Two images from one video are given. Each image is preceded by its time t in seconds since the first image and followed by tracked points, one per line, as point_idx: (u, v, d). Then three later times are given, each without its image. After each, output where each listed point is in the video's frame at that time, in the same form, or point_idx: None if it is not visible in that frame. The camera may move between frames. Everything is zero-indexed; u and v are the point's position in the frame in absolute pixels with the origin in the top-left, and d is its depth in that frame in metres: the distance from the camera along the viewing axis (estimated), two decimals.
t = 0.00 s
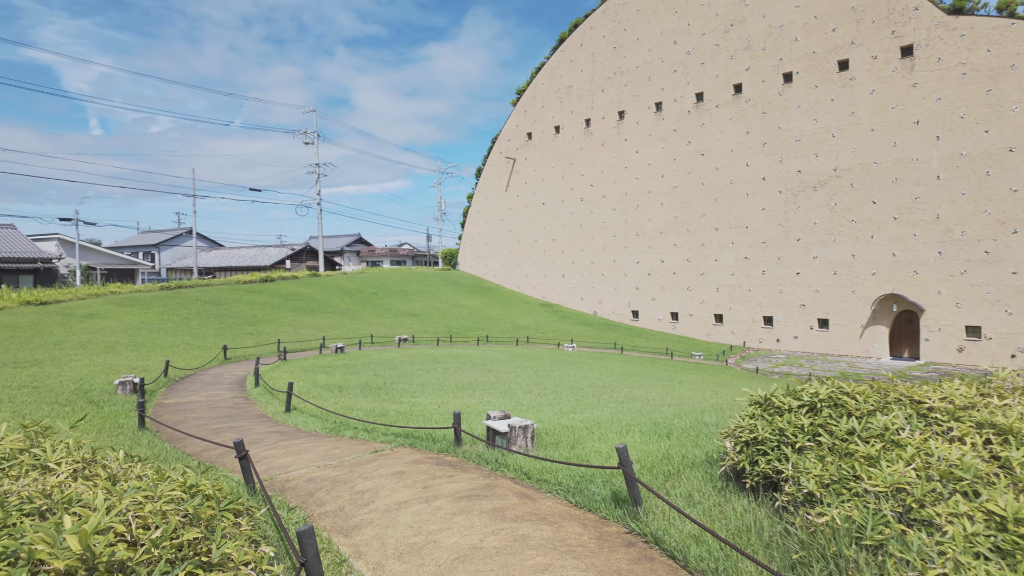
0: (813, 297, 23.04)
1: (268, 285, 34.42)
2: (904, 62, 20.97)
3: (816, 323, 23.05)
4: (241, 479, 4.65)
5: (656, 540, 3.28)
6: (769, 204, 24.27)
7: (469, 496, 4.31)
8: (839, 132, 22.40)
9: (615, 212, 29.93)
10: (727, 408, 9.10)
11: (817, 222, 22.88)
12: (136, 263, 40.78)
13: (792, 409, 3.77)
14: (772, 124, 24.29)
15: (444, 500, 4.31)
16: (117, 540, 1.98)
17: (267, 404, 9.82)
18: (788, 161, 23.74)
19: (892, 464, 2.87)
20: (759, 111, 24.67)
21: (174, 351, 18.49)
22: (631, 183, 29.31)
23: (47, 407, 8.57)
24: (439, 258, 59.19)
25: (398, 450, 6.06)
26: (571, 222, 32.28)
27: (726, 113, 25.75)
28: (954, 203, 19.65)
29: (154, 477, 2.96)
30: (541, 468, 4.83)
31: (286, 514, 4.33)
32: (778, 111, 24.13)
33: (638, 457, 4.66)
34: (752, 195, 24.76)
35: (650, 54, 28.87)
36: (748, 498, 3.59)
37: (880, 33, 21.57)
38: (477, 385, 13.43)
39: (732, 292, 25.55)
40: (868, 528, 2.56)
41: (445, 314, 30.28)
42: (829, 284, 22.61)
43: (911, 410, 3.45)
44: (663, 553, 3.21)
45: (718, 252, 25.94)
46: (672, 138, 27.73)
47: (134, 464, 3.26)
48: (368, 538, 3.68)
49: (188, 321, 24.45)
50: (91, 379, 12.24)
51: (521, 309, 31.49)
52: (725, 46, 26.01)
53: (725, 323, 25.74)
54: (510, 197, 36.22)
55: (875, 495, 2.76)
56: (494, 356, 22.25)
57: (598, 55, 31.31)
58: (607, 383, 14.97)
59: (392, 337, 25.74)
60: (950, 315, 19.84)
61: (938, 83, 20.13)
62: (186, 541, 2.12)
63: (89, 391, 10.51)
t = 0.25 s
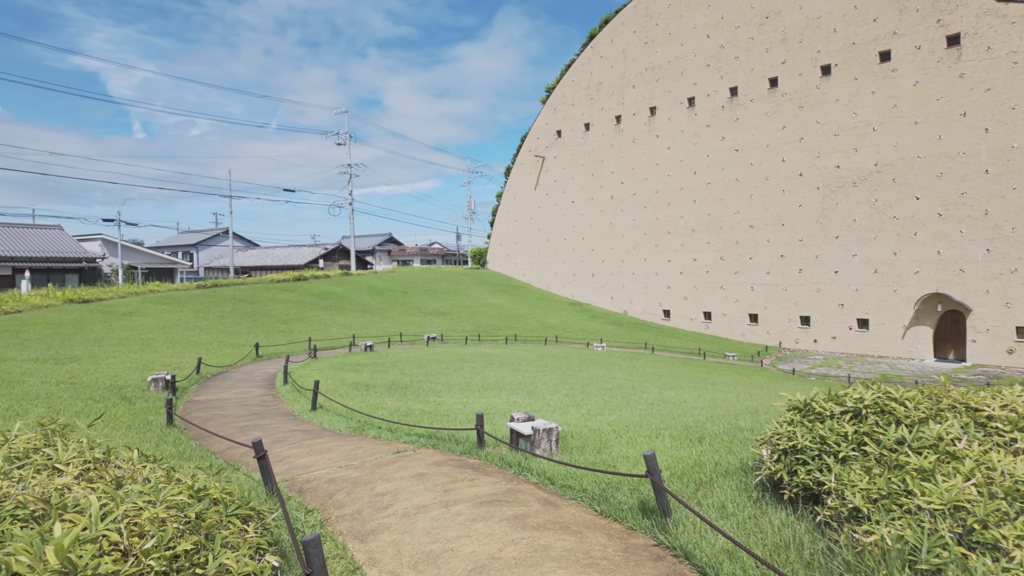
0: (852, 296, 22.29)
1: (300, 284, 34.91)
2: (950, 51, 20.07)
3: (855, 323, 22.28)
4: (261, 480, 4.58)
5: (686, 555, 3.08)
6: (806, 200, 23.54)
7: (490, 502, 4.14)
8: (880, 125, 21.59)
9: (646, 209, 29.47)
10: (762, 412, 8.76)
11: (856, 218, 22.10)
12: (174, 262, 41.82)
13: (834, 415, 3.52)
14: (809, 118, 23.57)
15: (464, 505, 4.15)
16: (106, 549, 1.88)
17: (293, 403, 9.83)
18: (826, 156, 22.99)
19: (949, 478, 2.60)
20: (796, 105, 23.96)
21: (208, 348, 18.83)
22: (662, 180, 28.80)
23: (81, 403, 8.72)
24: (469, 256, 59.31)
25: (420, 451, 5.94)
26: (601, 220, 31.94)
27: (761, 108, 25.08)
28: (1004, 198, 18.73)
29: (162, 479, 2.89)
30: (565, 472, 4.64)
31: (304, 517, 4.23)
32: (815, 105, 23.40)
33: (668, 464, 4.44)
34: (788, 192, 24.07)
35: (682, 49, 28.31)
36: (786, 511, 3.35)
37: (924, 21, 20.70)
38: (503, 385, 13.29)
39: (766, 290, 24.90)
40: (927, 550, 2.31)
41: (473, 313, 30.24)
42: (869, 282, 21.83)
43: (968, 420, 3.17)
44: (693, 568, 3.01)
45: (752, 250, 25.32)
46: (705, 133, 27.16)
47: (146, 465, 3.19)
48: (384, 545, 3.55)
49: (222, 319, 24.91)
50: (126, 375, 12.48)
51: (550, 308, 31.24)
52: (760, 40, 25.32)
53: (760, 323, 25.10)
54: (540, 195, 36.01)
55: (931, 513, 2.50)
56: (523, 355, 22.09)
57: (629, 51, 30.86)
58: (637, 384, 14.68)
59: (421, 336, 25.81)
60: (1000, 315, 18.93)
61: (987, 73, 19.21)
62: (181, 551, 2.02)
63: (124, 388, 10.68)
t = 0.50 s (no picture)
0: (895, 294, 21.45)
1: (333, 281, 35.34)
2: (1002, 38, 19.10)
3: (898, 322, 21.43)
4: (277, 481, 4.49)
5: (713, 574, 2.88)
6: (846, 195, 22.74)
7: (510, 508, 3.97)
8: (925, 117, 20.69)
9: (678, 205, 28.93)
10: (799, 415, 8.39)
11: (899, 214, 21.25)
12: (212, 260, 42.83)
13: (877, 424, 3.25)
14: (849, 110, 22.74)
15: (482, 511, 3.97)
16: (89, 565, 1.79)
17: (320, 400, 9.85)
18: (867, 149, 22.15)
19: (1010, 501, 2.34)
20: (835, 97, 23.15)
21: (242, 345, 19.15)
22: (695, 175, 28.21)
23: (115, 399, 8.88)
24: (499, 254, 59.31)
25: (442, 453, 5.82)
26: (632, 217, 31.49)
27: (798, 100, 24.32)
28: None
29: (167, 483, 2.83)
30: (588, 479, 4.45)
31: (319, 521, 4.10)
32: (855, 97, 22.56)
33: (697, 472, 4.22)
34: (827, 186, 23.28)
35: (715, 41, 27.65)
36: (824, 528, 3.10)
37: (974, 7, 19.73)
38: (531, 384, 13.13)
39: (804, 288, 24.16)
40: None
41: (503, 311, 30.14)
42: (913, 280, 20.97)
43: None
44: None
45: (789, 247, 24.60)
46: (740, 128, 26.48)
47: (156, 467, 3.14)
48: (397, 554, 3.43)
49: (257, 316, 25.37)
50: (162, 372, 12.74)
51: (581, 306, 30.93)
52: (798, 30, 24.53)
53: (798, 322, 24.38)
54: (570, 192, 35.69)
55: (990, 538, 2.25)
56: (552, 354, 21.90)
57: (661, 45, 30.30)
58: (668, 385, 14.34)
59: (450, 334, 25.82)
60: None
61: None
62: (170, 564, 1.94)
63: (158, 384, 10.87)
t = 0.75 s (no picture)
0: (952, 292, 20.40)
1: (372, 278, 35.79)
2: None
3: (955, 321, 20.38)
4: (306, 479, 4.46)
5: None
6: (898, 188, 21.72)
7: (539, 515, 3.83)
8: (986, 105, 19.56)
9: (721, 200, 28.20)
10: (847, 420, 7.99)
11: (957, 207, 20.18)
12: (257, 257, 43.95)
13: (938, 436, 2.98)
14: (902, 99, 21.70)
15: (511, 517, 3.84)
16: None
17: (355, 397, 9.90)
18: (922, 140, 21.10)
19: None
20: (887, 85, 22.12)
21: (284, 341, 19.53)
22: (739, 169, 27.43)
23: (159, 394, 9.09)
24: (537, 250, 59.16)
25: (473, 454, 5.73)
26: (673, 212, 30.85)
27: (848, 90, 23.34)
28: None
29: (189, 485, 2.80)
30: (621, 485, 4.28)
31: (345, 522, 4.03)
32: (909, 85, 21.51)
33: (738, 482, 4.00)
34: (878, 179, 22.29)
35: (760, 31, 26.78)
36: (877, 548, 2.86)
37: None
38: (566, 382, 12.95)
39: (853, 285, 23.23)
40: None
41: (540, 308, 29.97)
42: (972, 277, 19.90)
43: None
44: None
45: (837, 243, 23.69)
46: (786, 119, 25.60)
47: (181, 467, 3.13)
48: (420, 560, 3.34)
49: (299, 312, 25.87)
50: (205, 366, 13.04)
51: (620, 303, 30.49)
52: (847, 17, 23.52)
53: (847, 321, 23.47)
54: (608, 187, 35.22)
55: None
56: (589, 352, 21.63)
57: (703, 36, 29.54)
58: (708, 385, 13.95)
59: (487, 331, 25.81)
60: None
61: None
62: None
63: (201, 378, 11.13)
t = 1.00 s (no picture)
0: (1014, 288, 19.27)
1: (411, 272, 36.08)
2: None
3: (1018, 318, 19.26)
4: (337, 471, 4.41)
5: None
6: (956, 178, 20.62)
7: (574, 514, 3.68)
8: None
9: (766, 191, 27.34)
10: (902, 420, 7.55)
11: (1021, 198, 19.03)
12: (300, 251, 44.86)
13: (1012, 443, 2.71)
14: (962, 84, 20.56)
15: (544, 515, 3.70)
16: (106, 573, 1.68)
17: (391, 388, 9.92)
18: (983, 127, 19.95)
19: None
20: (945, 70, 20.98)
21: (324, 333, 19.82)
22: (785, 160, 26.53)
23: (201, 383, 9.27)
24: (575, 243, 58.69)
25: (506, 448, 5.61)
26: (715, 205, 30.09)
27: (902, 76, 22.24)
28: None
29: (215, 476, 2.75)
30: (660, 485, 4.09)
31: (376, 515, 3.96)
32: (970, 70, 20.36)
33: (786, 486, 3.78)
34: (934, 169, 21.20)
35: (807, 16, 25.76)
36: (942, 561, 2.62)
37: None
38: (604, 377, 12.72)
39: (907, 280, 22.21)
40: None
41: (577, 302, 29.68)
42: None
43: None
44: None
45: (890, 236, 22.67)
46: (835, 107, 24.60)
47: (210, 457, 3.09)
48: (449, 558, 3.23)
49: (339, 304, 26.26)
50: (247, 357, 13.30)
51: (659, 297, 29.94)
52: None
53: (899, 317, 22.47)
54: (648, 179, 34.60)
55: None
56: (627, 346, 21.28)
57: (748, 22, 28.61)
58: (751, 382, 13.50)
59: (524, 324, 25.69)
60: None
61: None
62: (189, 574, 1.80)
63: (243, 368, 11.34)
